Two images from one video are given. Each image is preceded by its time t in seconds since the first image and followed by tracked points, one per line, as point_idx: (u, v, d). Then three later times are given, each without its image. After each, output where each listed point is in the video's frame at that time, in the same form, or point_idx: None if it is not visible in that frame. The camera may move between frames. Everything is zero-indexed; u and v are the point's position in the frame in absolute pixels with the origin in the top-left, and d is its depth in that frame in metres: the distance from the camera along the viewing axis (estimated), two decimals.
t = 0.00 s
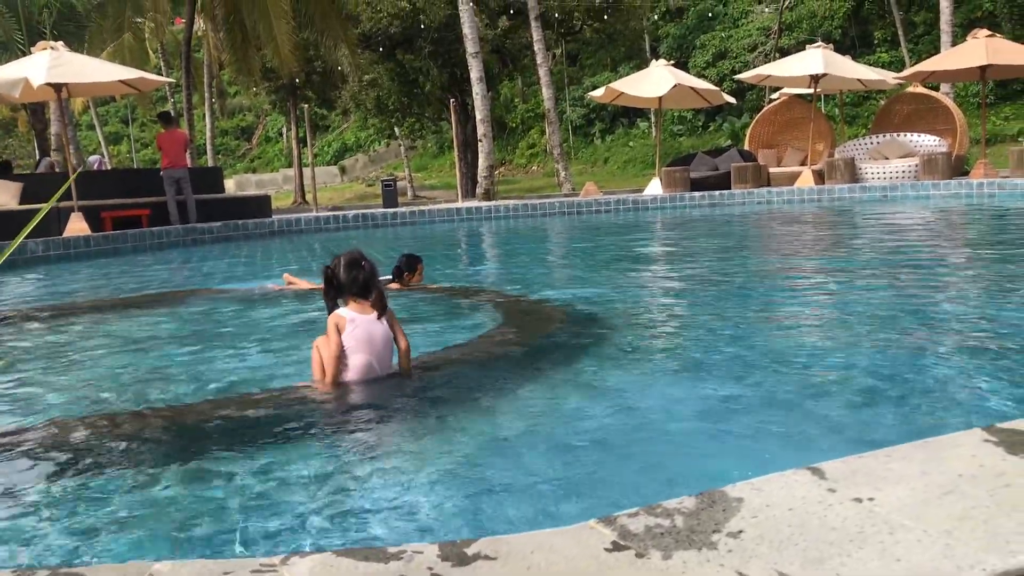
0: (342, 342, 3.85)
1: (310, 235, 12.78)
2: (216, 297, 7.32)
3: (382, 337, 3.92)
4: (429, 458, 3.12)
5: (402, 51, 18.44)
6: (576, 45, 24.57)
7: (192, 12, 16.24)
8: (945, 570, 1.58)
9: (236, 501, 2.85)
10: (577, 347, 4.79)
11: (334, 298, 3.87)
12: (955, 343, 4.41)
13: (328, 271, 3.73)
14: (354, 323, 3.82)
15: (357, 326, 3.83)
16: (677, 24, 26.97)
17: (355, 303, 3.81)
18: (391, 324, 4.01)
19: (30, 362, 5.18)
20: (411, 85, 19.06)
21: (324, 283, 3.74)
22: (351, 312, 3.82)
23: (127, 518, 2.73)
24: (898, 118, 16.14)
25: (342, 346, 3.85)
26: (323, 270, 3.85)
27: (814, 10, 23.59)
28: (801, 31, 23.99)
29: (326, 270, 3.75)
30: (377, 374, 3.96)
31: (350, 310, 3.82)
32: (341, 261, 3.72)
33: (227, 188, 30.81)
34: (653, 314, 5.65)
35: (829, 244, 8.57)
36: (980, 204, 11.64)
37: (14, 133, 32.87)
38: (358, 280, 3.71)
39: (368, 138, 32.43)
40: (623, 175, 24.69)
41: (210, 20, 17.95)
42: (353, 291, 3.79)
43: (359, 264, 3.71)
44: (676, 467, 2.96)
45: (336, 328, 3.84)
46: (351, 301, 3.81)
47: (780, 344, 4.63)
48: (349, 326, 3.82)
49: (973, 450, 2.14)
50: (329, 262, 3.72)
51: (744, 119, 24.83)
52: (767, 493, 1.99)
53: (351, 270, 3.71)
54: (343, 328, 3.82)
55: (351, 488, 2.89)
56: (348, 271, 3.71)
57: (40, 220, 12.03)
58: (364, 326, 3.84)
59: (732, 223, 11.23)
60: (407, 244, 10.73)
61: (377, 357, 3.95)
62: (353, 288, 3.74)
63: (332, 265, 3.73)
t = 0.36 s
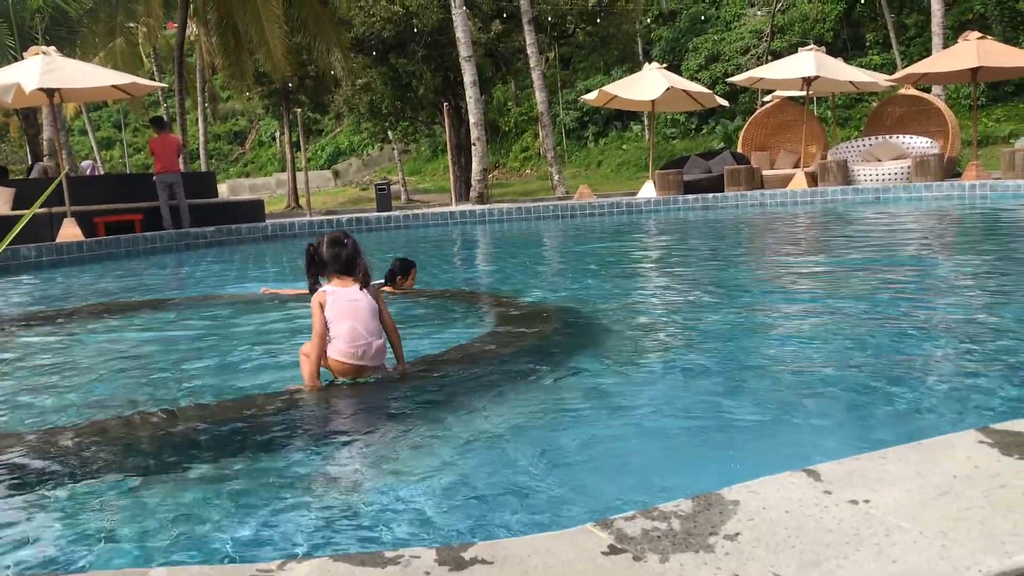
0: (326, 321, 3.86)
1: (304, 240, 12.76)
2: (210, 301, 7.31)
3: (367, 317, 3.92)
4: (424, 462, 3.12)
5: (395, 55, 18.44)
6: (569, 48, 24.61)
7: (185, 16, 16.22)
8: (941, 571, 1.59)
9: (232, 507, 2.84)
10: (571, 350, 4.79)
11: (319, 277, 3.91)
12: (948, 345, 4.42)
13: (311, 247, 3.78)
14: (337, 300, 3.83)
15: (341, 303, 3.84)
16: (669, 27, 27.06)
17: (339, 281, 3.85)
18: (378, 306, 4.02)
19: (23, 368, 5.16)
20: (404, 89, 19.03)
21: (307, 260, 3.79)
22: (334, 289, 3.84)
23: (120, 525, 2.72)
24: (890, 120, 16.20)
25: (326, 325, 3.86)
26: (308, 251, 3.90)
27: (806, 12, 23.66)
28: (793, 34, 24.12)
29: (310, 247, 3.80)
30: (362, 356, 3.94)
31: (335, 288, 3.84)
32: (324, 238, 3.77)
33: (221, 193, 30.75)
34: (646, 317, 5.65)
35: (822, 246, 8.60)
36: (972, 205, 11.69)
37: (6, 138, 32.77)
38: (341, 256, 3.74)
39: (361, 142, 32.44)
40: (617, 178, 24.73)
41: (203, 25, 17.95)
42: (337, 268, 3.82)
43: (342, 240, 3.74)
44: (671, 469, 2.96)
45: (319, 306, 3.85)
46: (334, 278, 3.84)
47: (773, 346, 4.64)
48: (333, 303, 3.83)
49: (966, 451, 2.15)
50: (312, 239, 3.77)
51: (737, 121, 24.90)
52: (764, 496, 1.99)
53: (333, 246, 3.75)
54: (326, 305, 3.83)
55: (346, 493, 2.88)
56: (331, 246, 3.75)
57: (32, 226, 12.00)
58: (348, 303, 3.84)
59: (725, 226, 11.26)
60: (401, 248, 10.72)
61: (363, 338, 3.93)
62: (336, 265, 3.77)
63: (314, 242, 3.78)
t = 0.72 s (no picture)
0: (325, 278, 3.91)
1: (298, 245, 12.75)
2: (203, 307, 7.28)
3: (366, 275, 3.98)
4: (418, 468, 3.11)
5: (389, 60, 18.42)
6: (562, 52, 24.65)
7: (178, 22, 16.19)
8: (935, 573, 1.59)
9: (226, 514, 2.82)
10: (565, 354, 4.79)
11: (318, 239, 4.00)
12: (941, 347, 4.43)
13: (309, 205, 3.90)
14: (337, 256, 3.91)
15: (341, 260, 3.92)
16: (663, 31, 27.14)
17: (338, 238, 3.95)
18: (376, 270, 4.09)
19: (16, 375, 5.13)
20: (398, 94, 19.05)
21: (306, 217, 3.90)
22: (334, 246, 3.93)
23: (112, 534, 2.70)
24: (883, 123, 16.26)
25: (325, 281, 3.91)
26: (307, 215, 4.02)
27: (799, 15, 23.73)
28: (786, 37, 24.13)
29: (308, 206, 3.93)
30: (362, 315, 3.96)
31: (334, 246, 3.93)
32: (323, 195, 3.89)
33: (215, 198, 30.72)
34: (641, 320, 5.65)
35: (816, 248, 8.61)
36: (965, 207, 11.74)
37: None
38: (342, 211, 3.85)
39: (356, 146, 32.44)
40: (611, 182, 24.78)
41: (196, 30, 17.92)
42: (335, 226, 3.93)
43: (343, 195, 3.87)
44: (667, 472, 2.96)
45: (319, 263, 3.92)
46: (333, 236, 3.94)
47: (767, 348, 4.65)
48: (332, 259, 3.90)
49: (960, 453, 2.15)
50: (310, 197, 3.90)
51: (731, 125, 24.98)
52: (759, 500, 1.99)
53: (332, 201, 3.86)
54: (326, 261, 3.91)
55: (341, 499, 2.87)
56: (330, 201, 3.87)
57: (26, 232, 11.95)
58: (347, 259, 3.92)
59: (719, 229, 11.27)
60: (395, 252, 10.72)
61: (362, 297, 3.97)
62: (335, 221, 3.87)
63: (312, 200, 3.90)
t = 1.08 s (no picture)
0: (326, 246, 3.89)
1: (293, 249, 12.74)
2: (198, 312, 7.27)
3: (369, 243, 3.91)
4: (416, 472, 3.10)
5: (383, 64, 18.40)
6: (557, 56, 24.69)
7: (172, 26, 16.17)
8: None
9: (221, 518, 2.81)
10: (562, 358, 4.78)
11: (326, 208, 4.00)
12: (935, 350, 4.44)
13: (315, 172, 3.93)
14: (340, 223, 3.88)
15: (344, 227, 3.89)
16: (657, 35, 27.20)
17: (343, 205, 3.93)
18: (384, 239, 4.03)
19: (10, 380, 5.10)
20: (393, 98, 19.11)
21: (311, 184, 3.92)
22: (338, 213, 3.91)
23: (108, 538, 2.70)
24: (877, 126, 16.31)
25: (327, 249, 3.89)
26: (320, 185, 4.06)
27: (793, 19, 23.80)
28: (779, 41, 24.04)
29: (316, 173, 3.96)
30: (365, 283, 3.89)
31: (339, 215, 3.92)
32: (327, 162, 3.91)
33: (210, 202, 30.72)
34: (636, 324, 5.65)
35: (811, 252, 8.64)
36: (958, 210, 11.78)
37: None
38: (347, 175, 3.83)
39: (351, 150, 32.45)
40: (606, 186, 24.85)
41: (191, 34, 17.92)
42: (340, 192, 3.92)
43: (348, 160, 3.86)
44: (664, 476, 2.95)
45: (324, 231, 3.91)
46: (337, 203, 3.93)
47: (762, 352, 4.65)
48: (334, 226, 3.88)
49: (954, 457, 2.16)
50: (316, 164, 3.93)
51: (725, 128, 25.06)
52: (754, 504, 1.99)
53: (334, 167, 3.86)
54: (329, 229, 3.89)
55: (336, 504, 2.86)
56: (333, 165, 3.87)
57: (19, 236, 11.91)
58: (351, 225, 3.88)
59: (714, 232, 11.30)
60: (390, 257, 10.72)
61: (366, 265, 3.91)
62: (340, 185, 3.87)
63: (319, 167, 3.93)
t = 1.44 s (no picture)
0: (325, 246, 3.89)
1: (286, 250, 12.72)
2: (192, 313, 7.25)
3: (368, 245, 3.90)
4: (410, 474, 3.10)
5: (377, 66, 18.36)
6: (551, 59, 24.72)
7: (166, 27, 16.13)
8: None
9: (214, 521, 2.80)
10: (556, 361, 4.78)
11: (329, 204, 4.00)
12: (928, 353, 4.46)
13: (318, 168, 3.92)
14: (341, 222, 3.88)
15: (344, 228, 3.89)
16: (651, 38, 27.28)
17: (344, 203, 3.92)
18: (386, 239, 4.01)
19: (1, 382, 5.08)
20: (387, 100, 19.10)
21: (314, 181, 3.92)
22: (339, 211, 3.90)
23: (102, 540, 2.69)
24: (869, 131, 16.37)
25: (326, 249, 3.90)
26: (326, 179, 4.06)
27: (787, 23, 23.86)
28: (773, 44, 24.12)
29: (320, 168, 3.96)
30: (364, 285, 3.89)
31: (339, 213, 3.92)
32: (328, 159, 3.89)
33: (204, 204, 30.67)
34: (630, 327, 5.65)
35: (805, 256, 8.66)
36: (951, 215, 11.82)
37: None
38: (349, 171, 3.81)
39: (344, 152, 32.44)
40: (600, 189, 24.89)
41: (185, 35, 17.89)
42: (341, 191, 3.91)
43: (351, 155, 3.83)
44: (657, 479, 2.96)
45: (325, 229, 3.92)
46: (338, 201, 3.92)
47: (755, 355, 4.66)
48: (333, 226, 3.88)
49: (947, 459, 2.16)
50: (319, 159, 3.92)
51: (718, 131, 25.14)
52: (747, 506, 2.00)
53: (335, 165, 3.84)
54: (328, 228, 3.89)
55: (331, 506, 2.86)
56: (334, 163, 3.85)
57: (11, 237, 11.86)
58: (351, 224, 3.88)
59: (707, 235, 11.33)
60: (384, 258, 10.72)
61: (365, 266, 3.91)
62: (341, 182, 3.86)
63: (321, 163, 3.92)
